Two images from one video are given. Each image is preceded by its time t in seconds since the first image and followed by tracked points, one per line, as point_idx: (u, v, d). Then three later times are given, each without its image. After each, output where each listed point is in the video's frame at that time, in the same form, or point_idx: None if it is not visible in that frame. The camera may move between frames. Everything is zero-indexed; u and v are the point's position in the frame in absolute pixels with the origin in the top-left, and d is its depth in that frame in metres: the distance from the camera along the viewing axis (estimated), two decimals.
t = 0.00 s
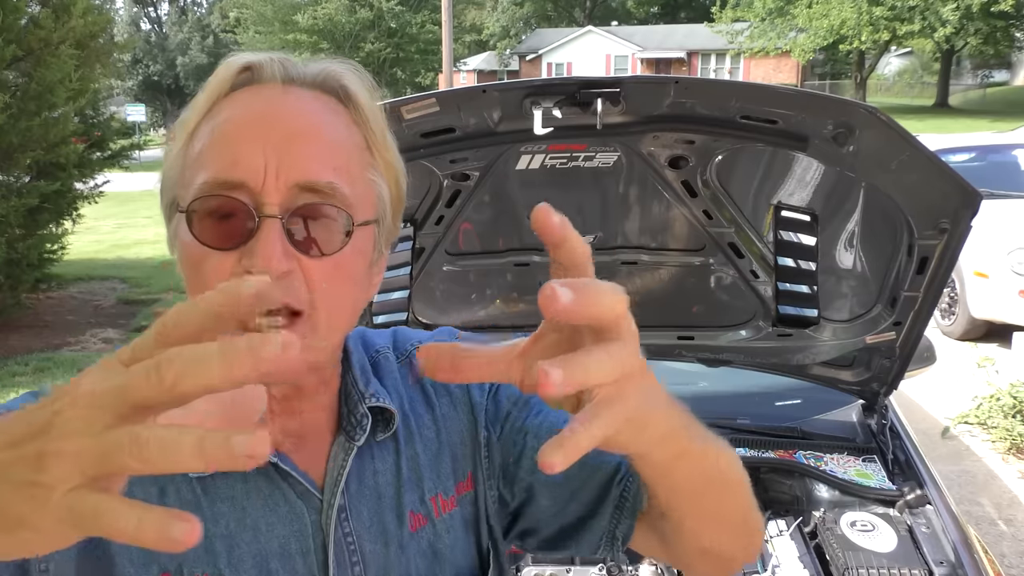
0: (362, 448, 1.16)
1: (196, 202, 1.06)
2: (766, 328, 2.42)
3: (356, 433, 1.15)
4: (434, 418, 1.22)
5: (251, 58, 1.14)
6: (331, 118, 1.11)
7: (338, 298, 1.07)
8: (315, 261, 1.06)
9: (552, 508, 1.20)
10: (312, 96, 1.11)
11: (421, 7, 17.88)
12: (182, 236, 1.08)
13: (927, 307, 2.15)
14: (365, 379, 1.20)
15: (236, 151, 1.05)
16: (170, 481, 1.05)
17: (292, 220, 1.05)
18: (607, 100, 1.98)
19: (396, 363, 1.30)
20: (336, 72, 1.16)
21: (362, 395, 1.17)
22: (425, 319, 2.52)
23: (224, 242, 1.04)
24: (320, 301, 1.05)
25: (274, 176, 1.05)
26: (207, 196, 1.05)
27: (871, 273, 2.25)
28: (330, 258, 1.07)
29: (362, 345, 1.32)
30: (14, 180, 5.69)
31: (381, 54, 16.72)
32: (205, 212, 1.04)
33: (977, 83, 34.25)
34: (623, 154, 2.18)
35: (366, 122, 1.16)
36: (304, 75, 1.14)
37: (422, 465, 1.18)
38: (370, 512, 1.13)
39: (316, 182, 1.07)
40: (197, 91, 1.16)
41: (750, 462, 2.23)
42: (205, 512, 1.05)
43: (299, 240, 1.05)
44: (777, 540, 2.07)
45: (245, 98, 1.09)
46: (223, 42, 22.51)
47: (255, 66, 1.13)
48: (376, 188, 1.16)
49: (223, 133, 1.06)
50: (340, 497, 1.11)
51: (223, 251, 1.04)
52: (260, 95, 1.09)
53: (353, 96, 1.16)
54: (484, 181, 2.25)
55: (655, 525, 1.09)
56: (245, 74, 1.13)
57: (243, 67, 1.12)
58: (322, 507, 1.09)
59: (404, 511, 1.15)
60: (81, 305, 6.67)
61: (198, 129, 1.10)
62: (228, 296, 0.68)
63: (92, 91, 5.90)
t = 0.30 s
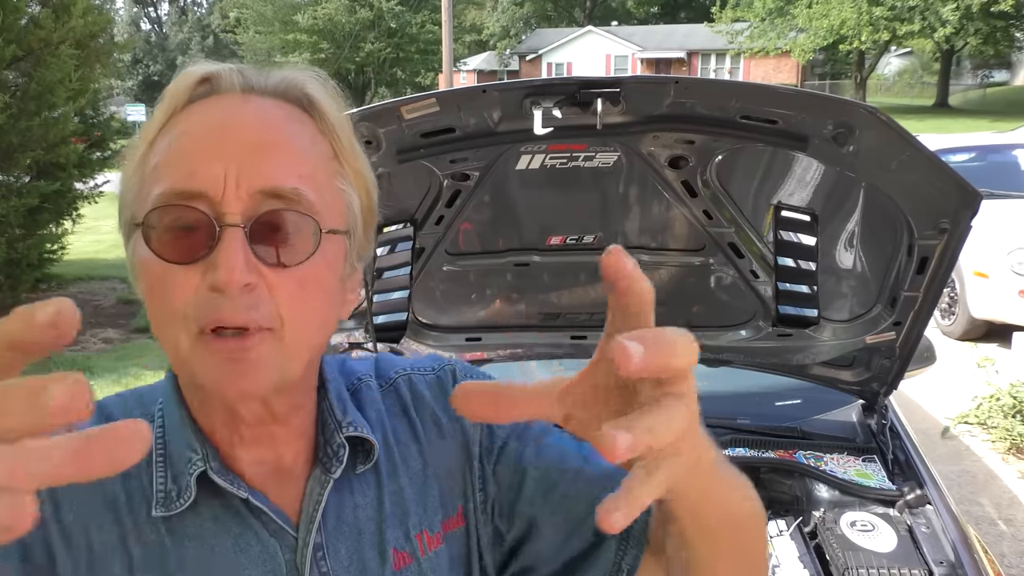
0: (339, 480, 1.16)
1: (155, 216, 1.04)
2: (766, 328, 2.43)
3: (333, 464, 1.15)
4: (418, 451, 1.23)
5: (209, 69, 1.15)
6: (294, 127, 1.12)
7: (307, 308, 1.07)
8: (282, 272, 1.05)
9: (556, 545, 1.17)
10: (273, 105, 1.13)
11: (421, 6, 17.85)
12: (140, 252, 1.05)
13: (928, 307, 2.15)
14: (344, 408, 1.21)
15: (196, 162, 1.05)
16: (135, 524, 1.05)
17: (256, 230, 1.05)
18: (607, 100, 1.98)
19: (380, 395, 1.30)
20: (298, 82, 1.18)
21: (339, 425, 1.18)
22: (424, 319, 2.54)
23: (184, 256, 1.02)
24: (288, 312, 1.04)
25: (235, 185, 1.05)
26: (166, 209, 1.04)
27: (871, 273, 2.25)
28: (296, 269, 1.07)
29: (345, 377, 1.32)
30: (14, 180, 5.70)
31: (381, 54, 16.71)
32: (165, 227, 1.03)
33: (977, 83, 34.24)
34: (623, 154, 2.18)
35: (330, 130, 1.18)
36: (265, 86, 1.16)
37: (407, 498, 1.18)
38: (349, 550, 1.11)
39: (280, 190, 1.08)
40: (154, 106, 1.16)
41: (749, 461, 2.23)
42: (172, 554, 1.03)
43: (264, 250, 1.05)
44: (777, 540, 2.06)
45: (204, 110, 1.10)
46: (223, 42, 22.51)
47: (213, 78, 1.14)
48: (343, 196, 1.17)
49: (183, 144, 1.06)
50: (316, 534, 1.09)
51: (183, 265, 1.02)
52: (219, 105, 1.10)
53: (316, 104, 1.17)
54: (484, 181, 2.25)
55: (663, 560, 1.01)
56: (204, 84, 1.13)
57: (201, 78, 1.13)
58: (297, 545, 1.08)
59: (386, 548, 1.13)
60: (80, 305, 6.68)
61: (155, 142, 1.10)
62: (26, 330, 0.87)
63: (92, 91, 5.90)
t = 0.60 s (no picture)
0: (320, 494, 1.14)
1: (123, 218, 1.06)
2: (766, 328, 2.43)
3: (315, 477, 1.14)
4: (408, 466, 1.21)
5: (174, 74, 1.17)
6: (260, 128, 1.14)
7: (277, 304, 1.08)
8: (251, 267, 1.06)
9: (564, 557, 1.17)
10: (240, 108, 1.15)
11: (421, 6, 17.83)
12: (108, 256, 1.06)
13: (928, 307, 2.14)
14: (330, 419, 1.20)
15: (163, 166, 1.07)
16: (108, 541, 1.05)
17: (224, 229, 1.07)
18: (607, 100, 1.98)
19: (369, 407, 1.28)
20: (266, 84, 1.20)
21: (322, 437, 1.17)
22: (424, 319, 2.55)
23: (151, 257, 1.03)
24: (257, 309, 1.05)
25: (201, 187, 1.07)
26: (133, 211, 1.06)
27: (871, 273, 2.25)
28: (265, 265, 1.08)
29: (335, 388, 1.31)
30: (14, 180, 5.70)
31: (381, 54, 16.70)
32: (132, 228, 1.05)
33: (976, 84, 34.24)
34: (623, 154, 2.18)
35: (299, 130, 1.19)
36: (231, 89, 1.17)
37: (396, 516, 1.16)
38: (332, 565, 1.10)
39: (246, 189, 1.09)
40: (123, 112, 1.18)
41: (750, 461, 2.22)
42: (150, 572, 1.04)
43: (232, 247, 1.06)
44: (777, 540, 2.07)
45: (171, 116, 1.12)
46: (224, 42, 22.52)
47: (179, 84, 1.16)
48: (314, 195, 1.18)
49: (150, 149, 1.08)
50: (298, 549, 1.09)
51: (151, 265, 1.03)
52: (185, 111, 1.12)
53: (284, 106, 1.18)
54: (484, 181, 2.25)
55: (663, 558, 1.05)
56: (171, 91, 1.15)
57: (167, 85, 1.15)
58: (279, 557, 1.08)
59: (374, 564, 1.12)
60: (81, 305, 6.67)
61: (124, 148, 1.11)
62: None
63: (92, 91, 5.90)
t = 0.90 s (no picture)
0: (364, 419, 1.15)
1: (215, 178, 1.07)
2: (766, 328, 2.42)
3: (358, 404, 1.15)
4: (437, 408, 1.21)
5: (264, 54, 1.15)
6: (338, 105, 1.12)
7: (347, 263, 1.08)
8: (327, 231, 1.06)
9: (572, 495, 1.22)
10: (321, 86, 1.13)
11: (421, 7, 17.83)
12: (201, 212, 1.08)
13: (927, 307, 2.16)
14: (371, 356, 1.19)
15: (254, 132, 1.08)
16: (182, 450, 1.07)
17: (306, 194, 1.06)
18: (607, 100, 1.98)
19: (407, 353, 1.27)
20: (342, 70, 1.17)
21: (366, 370, 1.16)
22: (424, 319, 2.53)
23: (239, 213, 1.04)
24: (331, 265, 1.06)
25: (287, 154, 1.07)
26: (226, 173, 1.06)
27: (871, 273, 2.25)
28: (339, 229, 1.07)
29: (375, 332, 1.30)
30: (14, 180, 5.70)
31: (381, 55, 16.71)
32: (223, 188, 1.06)
33: (976, 84, 34.25)
34: (623, 154, 2.19)
35: (371, 112, 1.16)
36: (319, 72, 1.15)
37: (425, 447, 1.17)
38: (368, 484, 1.11)
39: (324, 160, 1.08)
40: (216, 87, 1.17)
41: (750, 462, 2.23)
42: (216, 476, 1.06)
43: (313, 212, 1.06)
44: (777, 540, 2.07)
45: (262, 89, 1.11)
46: (224, 42, 22.55)
47: (271, 64, 1.13)
48: (380, 171, 1.15)
49: (240, 117, 1.08)
50: (342, 463, 1.10)
51: (240, 220, 1.04)
52: (272, 87, 1.11)
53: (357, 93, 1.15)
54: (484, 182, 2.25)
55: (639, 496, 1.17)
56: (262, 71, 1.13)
57: (256, 64, 1.12)
58: (324, 471, 1.09)
59: (404, 484, 1.13)
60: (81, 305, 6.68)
61: (217, 115, 1.11)
62: None
63: (92, 91, 5.90)
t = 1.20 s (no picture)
0: (374, 417, 1.17)
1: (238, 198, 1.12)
2: (766, 328, 2.42)
3: (369, 404, 1.17)
4: (444, 408, 1.23)
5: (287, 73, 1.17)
6: (356, 127, 1.15)
7: (360, 280, 1.14)
8: (343, 252, 1.12)
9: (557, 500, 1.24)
10: (339, 107, 1.16)
11: (421, 6, 17.81)
12: (225, 226, 1.14)
13: (927, 307, 2.15)
14: (384, 356, 1.21)
15: (274, 154, 1.11)
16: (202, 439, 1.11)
17: (324, 216, 1.11)
18: (607, 100, 1.99)
19: (420, 351, 1.28)
20: (361, 88, 1.19)
21: (379, 370, 1.19)
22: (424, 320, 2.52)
23: (261, 232, 1.10)
24: (347, 283, 1.12)
25: (305, 176, 1.11)
26: (248, 193, 1.11)
27: (871, 273, 2.24)
28: (353, 249, 1.13)
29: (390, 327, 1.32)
30: (14, 180, 5.70)
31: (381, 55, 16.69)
32: (244, 207, 1.11)
33: (976, 83, 34.23)
34: (623, 154, 2.19)
35: (387, 131, 1.19)
36: (337, 90, 1.17)
37: (429, 445, 1.19)
38: (374, 477, 1.14)
39: (341, 183, 1.13)
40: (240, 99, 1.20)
41: (750, 462, 2.23)
42: (233, 465, 1.10)
43: (328, 233, 1.11)
44: (777, 540, 2.07)
45: (283, 108, 1.14)
46: (223, 42, 22.54)
47: (292, 83, 1.16)
48: (395, 189, 1.20)
49: (262, 137, 1.12)
50: (349, 455, 1.13)
51: (261, 239, 1.10)
52: (293, 108, 1.14)
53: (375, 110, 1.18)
54: (484, 182, 2.25)
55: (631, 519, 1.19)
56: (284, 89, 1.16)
57: (279, 84, 1.15)
58: (334, 462, 1.12)
59: (407, 480, 1.15)
60: (81, 305, 6.68)
61: (239, 132, 1.15)
62: None
63: (92, 91, 5.89)
